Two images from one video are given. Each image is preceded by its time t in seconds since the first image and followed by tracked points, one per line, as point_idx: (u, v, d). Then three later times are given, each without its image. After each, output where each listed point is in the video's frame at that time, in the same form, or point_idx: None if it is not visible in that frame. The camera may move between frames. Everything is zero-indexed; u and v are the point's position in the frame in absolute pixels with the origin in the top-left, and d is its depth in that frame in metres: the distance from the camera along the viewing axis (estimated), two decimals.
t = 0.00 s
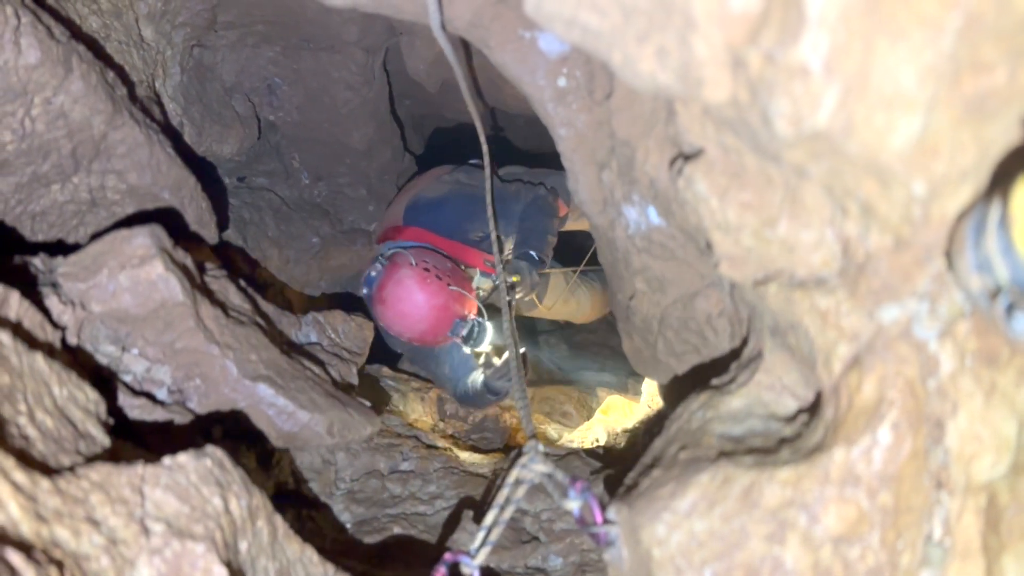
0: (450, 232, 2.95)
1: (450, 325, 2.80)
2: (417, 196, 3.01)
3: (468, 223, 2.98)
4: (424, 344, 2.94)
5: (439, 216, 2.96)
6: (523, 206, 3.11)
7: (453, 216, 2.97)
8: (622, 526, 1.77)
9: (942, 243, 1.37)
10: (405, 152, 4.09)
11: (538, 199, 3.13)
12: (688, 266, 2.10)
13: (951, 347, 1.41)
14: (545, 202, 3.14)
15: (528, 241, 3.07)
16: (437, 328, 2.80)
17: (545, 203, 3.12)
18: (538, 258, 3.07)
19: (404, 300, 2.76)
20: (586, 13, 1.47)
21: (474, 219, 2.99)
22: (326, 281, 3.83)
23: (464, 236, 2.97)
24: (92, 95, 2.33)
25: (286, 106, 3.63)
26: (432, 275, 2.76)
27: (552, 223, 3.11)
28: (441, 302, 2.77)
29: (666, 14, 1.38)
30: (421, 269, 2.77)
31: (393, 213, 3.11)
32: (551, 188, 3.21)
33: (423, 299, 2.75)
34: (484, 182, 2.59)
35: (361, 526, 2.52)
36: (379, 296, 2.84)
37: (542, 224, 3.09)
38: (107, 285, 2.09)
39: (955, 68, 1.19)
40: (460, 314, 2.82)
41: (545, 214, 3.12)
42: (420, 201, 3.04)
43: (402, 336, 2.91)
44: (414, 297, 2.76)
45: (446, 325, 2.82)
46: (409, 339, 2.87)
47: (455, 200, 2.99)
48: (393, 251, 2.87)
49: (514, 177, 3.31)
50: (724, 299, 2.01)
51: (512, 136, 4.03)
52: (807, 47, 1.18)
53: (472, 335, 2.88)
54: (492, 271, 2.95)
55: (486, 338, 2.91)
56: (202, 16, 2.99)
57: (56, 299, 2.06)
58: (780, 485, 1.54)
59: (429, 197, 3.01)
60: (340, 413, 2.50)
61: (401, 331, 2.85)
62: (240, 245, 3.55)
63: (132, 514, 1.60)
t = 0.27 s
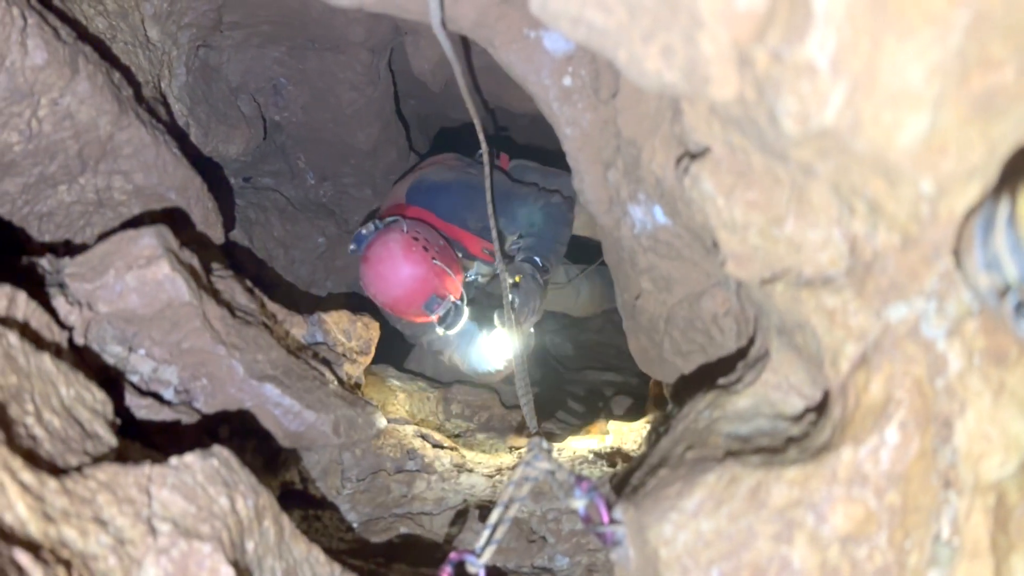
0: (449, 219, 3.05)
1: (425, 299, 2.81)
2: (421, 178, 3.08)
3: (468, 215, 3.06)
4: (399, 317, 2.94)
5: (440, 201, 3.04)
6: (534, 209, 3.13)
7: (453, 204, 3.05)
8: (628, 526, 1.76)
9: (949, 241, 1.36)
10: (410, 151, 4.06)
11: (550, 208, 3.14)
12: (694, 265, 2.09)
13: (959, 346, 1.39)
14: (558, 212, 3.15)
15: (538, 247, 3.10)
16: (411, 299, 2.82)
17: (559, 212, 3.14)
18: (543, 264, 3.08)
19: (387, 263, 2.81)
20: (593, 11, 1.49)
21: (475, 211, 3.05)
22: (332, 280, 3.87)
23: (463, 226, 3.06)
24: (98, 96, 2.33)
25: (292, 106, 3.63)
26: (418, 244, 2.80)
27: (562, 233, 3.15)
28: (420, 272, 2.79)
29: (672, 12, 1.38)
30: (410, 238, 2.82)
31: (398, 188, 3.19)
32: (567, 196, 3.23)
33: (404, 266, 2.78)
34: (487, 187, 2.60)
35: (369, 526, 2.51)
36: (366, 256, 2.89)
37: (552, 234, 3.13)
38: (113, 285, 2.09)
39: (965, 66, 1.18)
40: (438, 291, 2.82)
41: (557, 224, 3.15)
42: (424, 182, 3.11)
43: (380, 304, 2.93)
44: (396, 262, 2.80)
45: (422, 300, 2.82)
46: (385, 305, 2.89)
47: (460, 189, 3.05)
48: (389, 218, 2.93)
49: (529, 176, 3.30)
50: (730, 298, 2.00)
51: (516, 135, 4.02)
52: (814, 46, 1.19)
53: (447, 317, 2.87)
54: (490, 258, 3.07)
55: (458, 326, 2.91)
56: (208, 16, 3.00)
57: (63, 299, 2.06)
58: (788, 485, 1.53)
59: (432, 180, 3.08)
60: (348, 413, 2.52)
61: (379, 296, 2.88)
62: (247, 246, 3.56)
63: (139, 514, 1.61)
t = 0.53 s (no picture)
0: (458, 200, 3.13)
1: (445, 273, 2.96)
2: (431, 161, 3.16)
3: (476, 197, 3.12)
4: (419, 291, 3.08)
5: (449, 184, 3.13)
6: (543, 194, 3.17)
7: (462, 187, 3.13)
8: (640, 524, 1.75)
9: (964, 236, 1.35)
10: (416, 151, 4.09)
11: (560, 191, 3.14)
12: (703, 262, 2.08)
13: (973, 342, 1.39)
14: (568, 195, 3.13)
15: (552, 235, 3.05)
16: (432, 273, 2.96)
17: (569, 195, 3.12)
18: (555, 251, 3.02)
19: (407, 240, 2.94)
20: (603, 6, 1.48)
21: (483, 193, 3.12)
22: (340, 281, 3.79)
23: (472, 208, 3.14)
24: (108, 96, 2.34)
25: (300, 106, 3.64)
26: (436, 220, 2.93)
27: (575, 219, 3.09)
28: (439, 247, 2.93)
29: (683, 7, 1.38)
30: (427, 213, 2.95)
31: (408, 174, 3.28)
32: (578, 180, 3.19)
33: (424, 241, 2.92)
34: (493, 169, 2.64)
35: (377, 525, 2.50)
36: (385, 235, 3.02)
37: (563, 217, 3.08)
38: (123, 284, 2.10)
39: (979, 59, 1.17)
40: (457, 264, 2.96)
41: (567, 207, 3.11)
42: (433, 167, 3.19)
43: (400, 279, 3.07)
44: (416, 238, 2.93)
45: (442, 274, 2.97)
46: (406, 282, 3.04)
47: (468, 172, 3.11)
48: (404, 196, 3.05)
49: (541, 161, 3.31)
50: (740, 295, 1.99)
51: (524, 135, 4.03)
52: (828, 37, 1.17)
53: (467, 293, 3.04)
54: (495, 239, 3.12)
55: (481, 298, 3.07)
56: (216, 17, 3.00)
57: (73, 299, 2.07)
58: (800, 482, 1.52)
59: (441, 163, 3.16)
60: (357, 412, 2.51)
61: (399, 271, 3.01)
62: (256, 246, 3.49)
63: (150, 512, 1.60)
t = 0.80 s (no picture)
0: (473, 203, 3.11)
1: (472, 289, 2.98)
2: (451, 160, 3.14)
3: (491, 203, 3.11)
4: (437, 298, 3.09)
5: (466, 186, 3.12)
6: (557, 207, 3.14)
7: (479, 190, 3.12)
8: (653, 524, 1.74)
9: (981, 233, 1.31)
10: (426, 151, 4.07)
11: (574, 205, 3.12)
12: (715, 261, 2.07)
13: (990, 340, 1.36)
14: (581, 210, 3.11)
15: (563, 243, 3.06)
16: (460, 289, 2.97)
17: (582, 211, 3.11)
18: (567, 259, 3.04)
19: (438, 253, 2.91)
20: (614, 4, 1.50)
21: (498, 200, 3.10)
22: (349, 281, 3.84)
23: (485, 214, 3.11)
24: (119, 98, 2.34)
25: (309, 107, 3.65)
26: (471, 238, 2.92)
27: (588, 232, 3.08)
28: (471, 265, 2.94)
29: (697, 3, 1.39)
30: (462, 230, 2.93)
31: (425, 169, 3.25)
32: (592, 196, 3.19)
33: (456, 258, 2.92)
34: (511, 161, 2.67)
35: (388, 524, 2.49)
36: (412, 242, 2.96)
37: (575, 229, 3.07)
38: (135, 285, 2.10)
39: (997, 53, 1.16)
40: (484, 281, 3.00)
41: (580, 220, 3.10)
42: (453, 166, 3.17)
43: (420, 285, 3.05)
44: (447, 253, 2.92)
45: (467, 289, 2.99)
46: (428, 291, 3.02)
47: (485, 175, 3.10)
48: (434, 202, 2.98)
49: (557, 173, 3.32)
50: (752, 294, 1.98)
51: (535, 135, 4.01)
52: (843, 32, 1.17)
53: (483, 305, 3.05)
54: (507, 250, 3.16)
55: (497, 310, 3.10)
56: (225, 18, 3.01)
57: (85, 299, 2.07)
58: (815, 481, 1.51)
59: (461, 165, 3.14)
60: (367, 413, 2.51)
61: (423, 281, 2.99)
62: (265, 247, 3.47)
63: (162, 512, 1.61)
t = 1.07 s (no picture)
0: (486, 213, 3.07)
1: (488, 302, 2.94)
2: (466, 168, 3.08)
3: (505, 214, 3.08)
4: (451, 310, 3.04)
5: (480, 195, 3.07)
6: (570, 215, 3.14)
7: (493, 200, 3.08)
8: (666, 524, 1.73)
9: (997, 232, 1.29)
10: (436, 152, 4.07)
11: (587, 215, 3.14)
12: (727, 260, 2.06)
13: (1008, 340, 1.33)
14: (595, 220, 3.14)
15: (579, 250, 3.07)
16: (477, 302, 2.93)
17: (596, 220, 3.13)
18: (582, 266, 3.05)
19: (456, 266, 2.86)
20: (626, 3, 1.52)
21: (511, 210, 3.08)
22: (360, 282, 3.91)
23: (497, 224, 3.09)
24: (130, 100, 2.35)
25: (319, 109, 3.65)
26: (490, 252, 2.88)
27: (602, 242, 3.12)
28: (490, 279, 2.90)
29: None
30: (480, 243, 2.88)
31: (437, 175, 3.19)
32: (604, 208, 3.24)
33: (474, 271, 2.88)
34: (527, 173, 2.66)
35: (399, 525, 2.51)
36: (428, 255, 2.91)
37: (590, 238, 3.09)
38: (147, 287, 2.11)
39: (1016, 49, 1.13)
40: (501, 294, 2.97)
41: (595, 229, 3.12)
42: (467, 173, 3.12)
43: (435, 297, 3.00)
44: (465, 267, 2.87)
45: (484, 301, 2.95)
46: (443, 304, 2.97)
47: (500, 185, 3.07)
48: (449, 215, 2.93)
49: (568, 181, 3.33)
50: (765, 293, 1.97)
51: (545, 135, 4.01)
52: (858, 29, 1.18)
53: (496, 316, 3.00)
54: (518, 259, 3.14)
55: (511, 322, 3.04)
56: (235, 20, 3.03)
57: (97, 300, 2.08)
58: (830, 481, 1.50)
59: (477, 173, 3.09)
60: (378, 413, 2.51)
61: (439, 294, 2.93)
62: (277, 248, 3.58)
63: (175, 512, 1.61)
